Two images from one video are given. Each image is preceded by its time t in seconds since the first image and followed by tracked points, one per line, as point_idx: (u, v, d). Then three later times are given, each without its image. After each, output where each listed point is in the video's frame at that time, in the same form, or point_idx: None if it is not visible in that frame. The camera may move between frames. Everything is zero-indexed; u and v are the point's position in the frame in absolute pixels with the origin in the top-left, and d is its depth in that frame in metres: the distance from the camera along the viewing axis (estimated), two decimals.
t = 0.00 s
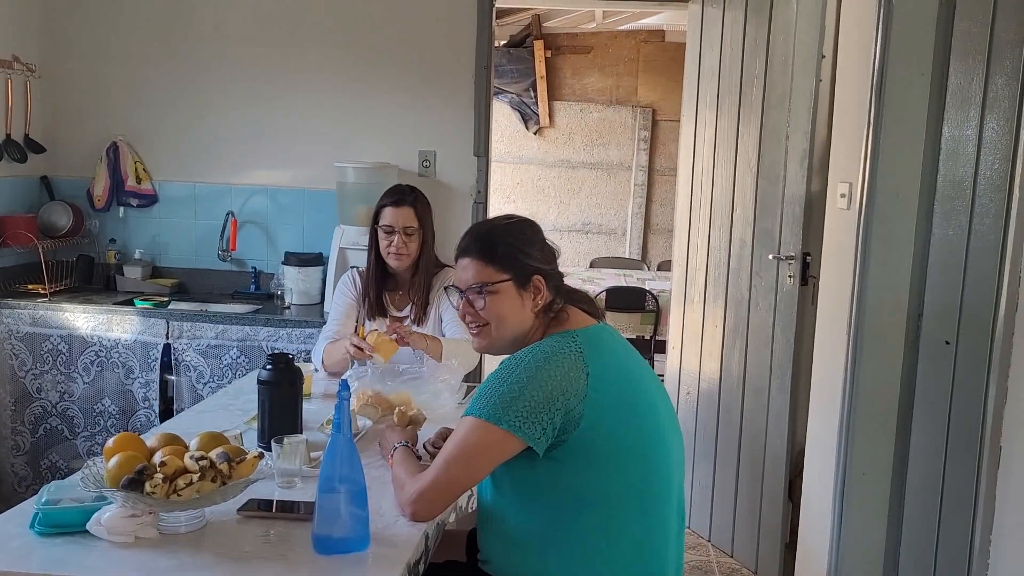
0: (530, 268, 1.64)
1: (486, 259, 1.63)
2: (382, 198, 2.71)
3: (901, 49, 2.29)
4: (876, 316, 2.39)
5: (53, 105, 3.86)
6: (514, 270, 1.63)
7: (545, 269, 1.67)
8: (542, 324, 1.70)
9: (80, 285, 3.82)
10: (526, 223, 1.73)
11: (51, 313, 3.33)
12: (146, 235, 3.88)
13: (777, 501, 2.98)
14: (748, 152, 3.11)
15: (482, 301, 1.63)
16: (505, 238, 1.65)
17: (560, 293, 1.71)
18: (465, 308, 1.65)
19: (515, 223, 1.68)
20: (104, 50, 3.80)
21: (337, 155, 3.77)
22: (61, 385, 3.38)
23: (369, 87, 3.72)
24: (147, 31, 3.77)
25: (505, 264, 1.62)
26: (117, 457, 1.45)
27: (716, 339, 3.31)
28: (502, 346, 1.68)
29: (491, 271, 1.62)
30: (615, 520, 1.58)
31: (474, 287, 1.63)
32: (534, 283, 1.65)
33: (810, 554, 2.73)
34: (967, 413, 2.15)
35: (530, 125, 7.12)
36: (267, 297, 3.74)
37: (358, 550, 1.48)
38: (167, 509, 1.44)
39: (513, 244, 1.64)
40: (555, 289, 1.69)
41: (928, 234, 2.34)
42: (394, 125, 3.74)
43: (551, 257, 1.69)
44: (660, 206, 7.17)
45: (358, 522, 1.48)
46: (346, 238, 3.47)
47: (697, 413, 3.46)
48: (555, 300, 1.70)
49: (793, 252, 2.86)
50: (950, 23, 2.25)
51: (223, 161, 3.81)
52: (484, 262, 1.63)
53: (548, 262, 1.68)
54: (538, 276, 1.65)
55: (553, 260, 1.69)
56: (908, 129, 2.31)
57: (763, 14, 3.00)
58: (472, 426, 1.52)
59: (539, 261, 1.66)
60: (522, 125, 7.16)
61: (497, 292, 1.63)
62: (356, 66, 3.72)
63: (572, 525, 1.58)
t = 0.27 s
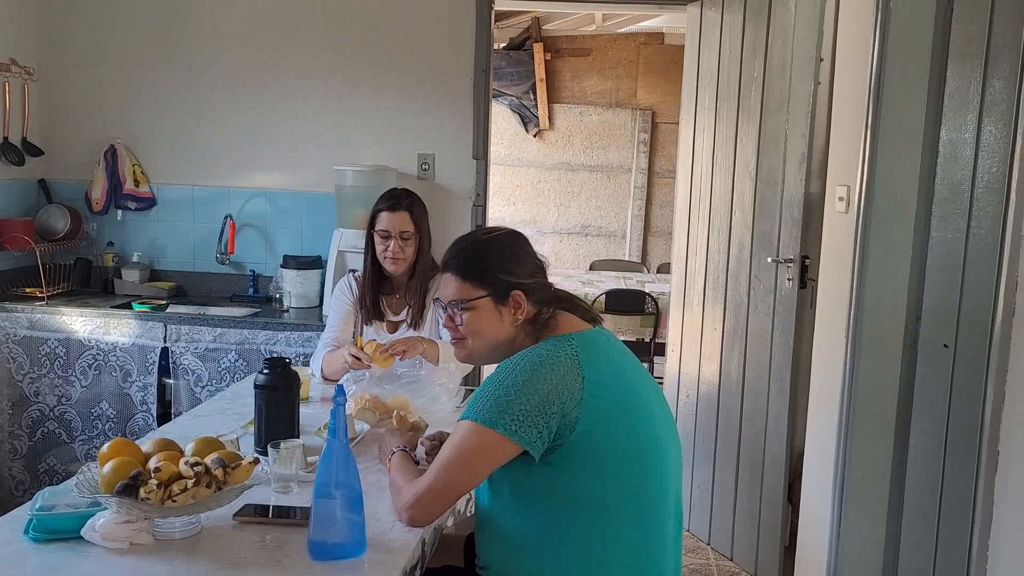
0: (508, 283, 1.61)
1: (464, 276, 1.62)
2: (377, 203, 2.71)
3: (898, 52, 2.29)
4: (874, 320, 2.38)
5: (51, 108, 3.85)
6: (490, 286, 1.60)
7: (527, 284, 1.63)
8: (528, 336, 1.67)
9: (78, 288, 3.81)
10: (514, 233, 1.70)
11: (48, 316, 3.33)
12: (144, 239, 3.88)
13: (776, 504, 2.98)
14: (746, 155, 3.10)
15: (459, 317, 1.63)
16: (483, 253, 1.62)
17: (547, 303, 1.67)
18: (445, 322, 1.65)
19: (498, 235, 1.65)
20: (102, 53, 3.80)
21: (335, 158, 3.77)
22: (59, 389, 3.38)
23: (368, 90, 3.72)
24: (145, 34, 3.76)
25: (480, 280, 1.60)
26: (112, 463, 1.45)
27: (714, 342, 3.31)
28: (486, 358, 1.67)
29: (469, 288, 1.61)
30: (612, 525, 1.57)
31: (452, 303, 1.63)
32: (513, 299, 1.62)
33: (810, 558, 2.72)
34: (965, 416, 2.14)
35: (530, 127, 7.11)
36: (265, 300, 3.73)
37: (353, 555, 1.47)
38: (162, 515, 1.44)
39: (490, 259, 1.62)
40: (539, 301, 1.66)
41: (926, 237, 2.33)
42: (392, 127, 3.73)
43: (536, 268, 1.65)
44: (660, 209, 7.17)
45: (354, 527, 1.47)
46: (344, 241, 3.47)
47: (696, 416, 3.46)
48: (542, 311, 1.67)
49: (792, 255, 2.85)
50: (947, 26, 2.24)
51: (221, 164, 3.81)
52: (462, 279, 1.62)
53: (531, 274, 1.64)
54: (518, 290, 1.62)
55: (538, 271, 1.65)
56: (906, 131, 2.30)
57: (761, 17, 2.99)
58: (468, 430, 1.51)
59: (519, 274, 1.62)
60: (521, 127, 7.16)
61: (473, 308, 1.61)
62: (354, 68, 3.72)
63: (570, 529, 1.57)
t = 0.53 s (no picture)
0: (480, 296, 1.59)
1: (441, 287, 1.61)
2: (376, 205, 2.70)
3: (898, 53, 2.29)
4: (875, 320, 2.37)
5: (53, 110, 3.86)
6: (462, 299, 1.59)
7: (504, 296, 1.60)
8: (515, 344, 1.65)
9: (79, 289, 3.82)
10: (499, 239, 1.66)
11: (49, 317, 3.33)
12: (145, 240, 3.88)
13: (776, 505, 2.98)
14: (747, 156, 3.10)
15: (440, 328, 1.63)
16: (458, 265, 1.61)
17: (531, 311, 1.64)
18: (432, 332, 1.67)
19: (477, 244, 1.63)
20: (104, 54, 3.80)
21: (336, 159, 3.77)
22: (60, 389, 3.38)
23: (369, 92, 3.72)
24: (146, 36, 3.77)
25: (454, 294, 1.60)
26: (112, 463, 1.45)
27: (715, 343, 3.31)
28: (475, 366, 1.68)
29: (445, 300, 1.61)
30: (609, 524, 1.56)
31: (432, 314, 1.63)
32: (488, 312, 1.60)
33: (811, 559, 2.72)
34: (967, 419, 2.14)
35: (530, 128, 7.12)
36: (266, 301, 3.74)
37: (353, 556, 1.47)
38: (162, 516, 1.44)
39: (463, 271, 1.60)
40: (519, 310, 1.62)
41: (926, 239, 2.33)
42: (393, 129, 3.74)
43: (515, 277, 1.61)
44: (661, 210, 7.17)
45: (354, 528, 1.47)
46: (345, 242, 3.47)
47: (696, 417, 3.46)
48: (526, 319, 1.64)
49: (792, 256, 2.85)
50: (948, 26, 2.24)
51: (222, 166, 3.81)
52: (438, 290, 1.62)
53: (508, 284, 1.60)
54: (492, 302, 1.59)
55: (518, 280, 1.61)
56: (906, 130, 2.30)
57: (761, 19, 2.99)
58: (465, 430, 1.51)
59: (493, 286, 1.59)
60: (522, 129, 7.16)
61: (450, 320, 1.61)
62: (356, 70, 3.72)
63: (566, 528, 1.57)
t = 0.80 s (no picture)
0: (463, 301, 1.59)
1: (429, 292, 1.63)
2: (377, 205, 2.70)
3: (898, 55, 2.29)
4: (875, 319, 2.37)
5: (53, 110, 3.86)
6: (447, 304, 1.60)
7: (486, 299, 1.59)
8: (506, 347, 1.65)
9: (79, 290, 3.82)
10: (490, 244, 1.65)
11: (49, 318, 3.33)
12: (145, 240, 3.88)
13: (777, 507, 2.97)
14: (747, 157, 3.10)
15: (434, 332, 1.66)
16: (446, 270, 1.61)
17: (519, 315, 1.62)
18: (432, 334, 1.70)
19: (466, 249, 1.63)
20: (104, 55, 3.80)
21: (336, 160, 3.77)
22: (60, 390, 3.38)
23: (370, 93, 3.72)
24: (146, 36, 3.77)
25: (440, 298, 1.61)
26: (111, 466, 1.44)
27: (715, 344, 3.30)
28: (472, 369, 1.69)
29: (433, 305, 1.63)
30: (606, 523, 1.56)
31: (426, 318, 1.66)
32: (472, 315, 1.60)
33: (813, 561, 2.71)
34: (969, 422, 2.13)
35: (530, 129, 7.11)
36: (266, 302, 3.73)
37: (353, 559, 1.47)
38: (161, 518, 1.44)
39: (449, 277, 1.60)
40: (505, 315, 1.61)
41: (927, 239, 2.32)
42: (393, 130, 3.73)
43: (500, 282, 1.60)
44: (661, 210, 7.16)
45: (354, 530, 1.47)
46: (345, 243, 3.47)
47: (697, 417, 3.45)
48: (514, 324, 1.63)
49: (793, 257, 2.85)
50: (950, 27, 2.23)
51: (222, 166, 3.81)
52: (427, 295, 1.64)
53: (492, 290, 1.59)
54: (474, 307, 1.59)
55: (503, 285, 1.60)
56: (906, 132, 2.31)
57: (762, 19, 2.99)
58: (461, 429, 1.50)
59: (476, 291, 1.59)
60: (522, 129, 7.15)
61: (440, 325, 1.64)
62: (356, 71, 3.71)
63: (564, 527, 1.56)
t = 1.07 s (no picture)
0: (461, 302, 1.59)
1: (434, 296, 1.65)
2: (381, 207, 2.70)
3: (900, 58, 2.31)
4: (879, 319, 2.39)
5: (55, 112, 3.86)
6: (448, 305, 1.61)
7: (483, 300, 1.59)
8: (508, 349, 1.63)
9: (81, 292, 3.81)
10: (493, 247, 1.66)
11: (50, 319, 3.33)
12: (147, 242, 3.88)
13: (780, 510, 2.97)
14: (749, 159, 3.10)
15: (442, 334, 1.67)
16: (449, 274, 1.63)
17: (519, 316, 1.61)
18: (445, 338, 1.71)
19: (468, 253, 1.64)
20: (106, 56, 3.80)
21: (338, 162, 3.77)
22: (62, 392, 3.37)
23: (372, 94, 3.72)
24: (148, 38, 3.77)
25: (443, 300, 1.62)
26: (114, 468, 1.44)
27: (718, 347, 3.30)
28: (482, 371, 1.69)
29: (438, 308, 1.65)
30: (609, 523, 1.55)
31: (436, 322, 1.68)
32: (471, 316, 1.60)
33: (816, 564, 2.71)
34: (972, 426, 2.13)
35: (531, 131, 7.11)
36: (268, 304, 3.73)
37: (357, 561, 1.47)
38: (164, 520, 1.43)
39: (450, 279, 1.62)
40: (505, 316, 1.60)
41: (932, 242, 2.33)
42: (395, 132, 3.73)
43: (497, 282, 1.59)
44: (662, 213, 7.16)
45: (358, 533, 1.46)
46: (347, 244, 3.47)
47: (699, 420, 3.45)
48: (514, 324, 1.61)
49: (796, 260, 2.85)
50: (953, 30, 2.24)
51: (224, 168, 3.81)
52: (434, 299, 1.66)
53: (490, 290, 1.59)
54: (472, 307, 1.59)
55: (501, 285, 1.59)
56: (909, 136, 2.33)
57: (764, 22, 2.99)
58: (466, 430, 1.48)
59: (473, 292, 1.59)
60: (523, 131, 7.15)
61: (445, 327, 1.64)
62: (358, 72, 3.71)
63: (568, 528, 1.56)
